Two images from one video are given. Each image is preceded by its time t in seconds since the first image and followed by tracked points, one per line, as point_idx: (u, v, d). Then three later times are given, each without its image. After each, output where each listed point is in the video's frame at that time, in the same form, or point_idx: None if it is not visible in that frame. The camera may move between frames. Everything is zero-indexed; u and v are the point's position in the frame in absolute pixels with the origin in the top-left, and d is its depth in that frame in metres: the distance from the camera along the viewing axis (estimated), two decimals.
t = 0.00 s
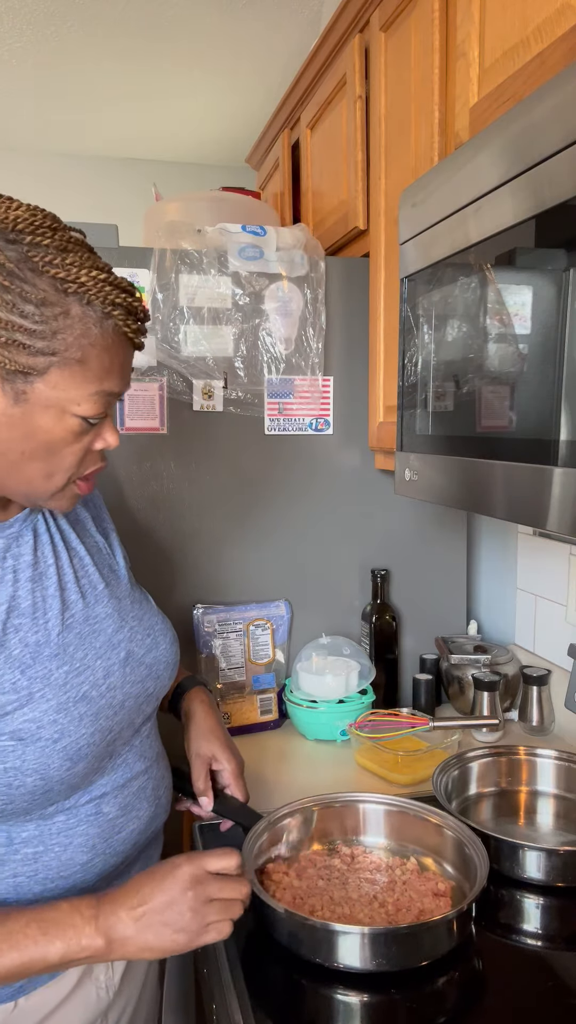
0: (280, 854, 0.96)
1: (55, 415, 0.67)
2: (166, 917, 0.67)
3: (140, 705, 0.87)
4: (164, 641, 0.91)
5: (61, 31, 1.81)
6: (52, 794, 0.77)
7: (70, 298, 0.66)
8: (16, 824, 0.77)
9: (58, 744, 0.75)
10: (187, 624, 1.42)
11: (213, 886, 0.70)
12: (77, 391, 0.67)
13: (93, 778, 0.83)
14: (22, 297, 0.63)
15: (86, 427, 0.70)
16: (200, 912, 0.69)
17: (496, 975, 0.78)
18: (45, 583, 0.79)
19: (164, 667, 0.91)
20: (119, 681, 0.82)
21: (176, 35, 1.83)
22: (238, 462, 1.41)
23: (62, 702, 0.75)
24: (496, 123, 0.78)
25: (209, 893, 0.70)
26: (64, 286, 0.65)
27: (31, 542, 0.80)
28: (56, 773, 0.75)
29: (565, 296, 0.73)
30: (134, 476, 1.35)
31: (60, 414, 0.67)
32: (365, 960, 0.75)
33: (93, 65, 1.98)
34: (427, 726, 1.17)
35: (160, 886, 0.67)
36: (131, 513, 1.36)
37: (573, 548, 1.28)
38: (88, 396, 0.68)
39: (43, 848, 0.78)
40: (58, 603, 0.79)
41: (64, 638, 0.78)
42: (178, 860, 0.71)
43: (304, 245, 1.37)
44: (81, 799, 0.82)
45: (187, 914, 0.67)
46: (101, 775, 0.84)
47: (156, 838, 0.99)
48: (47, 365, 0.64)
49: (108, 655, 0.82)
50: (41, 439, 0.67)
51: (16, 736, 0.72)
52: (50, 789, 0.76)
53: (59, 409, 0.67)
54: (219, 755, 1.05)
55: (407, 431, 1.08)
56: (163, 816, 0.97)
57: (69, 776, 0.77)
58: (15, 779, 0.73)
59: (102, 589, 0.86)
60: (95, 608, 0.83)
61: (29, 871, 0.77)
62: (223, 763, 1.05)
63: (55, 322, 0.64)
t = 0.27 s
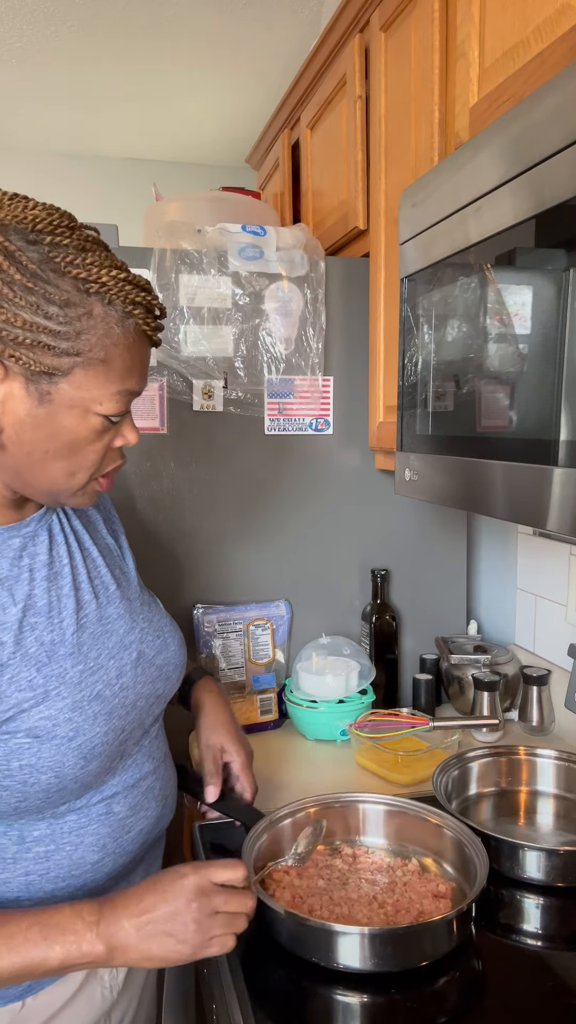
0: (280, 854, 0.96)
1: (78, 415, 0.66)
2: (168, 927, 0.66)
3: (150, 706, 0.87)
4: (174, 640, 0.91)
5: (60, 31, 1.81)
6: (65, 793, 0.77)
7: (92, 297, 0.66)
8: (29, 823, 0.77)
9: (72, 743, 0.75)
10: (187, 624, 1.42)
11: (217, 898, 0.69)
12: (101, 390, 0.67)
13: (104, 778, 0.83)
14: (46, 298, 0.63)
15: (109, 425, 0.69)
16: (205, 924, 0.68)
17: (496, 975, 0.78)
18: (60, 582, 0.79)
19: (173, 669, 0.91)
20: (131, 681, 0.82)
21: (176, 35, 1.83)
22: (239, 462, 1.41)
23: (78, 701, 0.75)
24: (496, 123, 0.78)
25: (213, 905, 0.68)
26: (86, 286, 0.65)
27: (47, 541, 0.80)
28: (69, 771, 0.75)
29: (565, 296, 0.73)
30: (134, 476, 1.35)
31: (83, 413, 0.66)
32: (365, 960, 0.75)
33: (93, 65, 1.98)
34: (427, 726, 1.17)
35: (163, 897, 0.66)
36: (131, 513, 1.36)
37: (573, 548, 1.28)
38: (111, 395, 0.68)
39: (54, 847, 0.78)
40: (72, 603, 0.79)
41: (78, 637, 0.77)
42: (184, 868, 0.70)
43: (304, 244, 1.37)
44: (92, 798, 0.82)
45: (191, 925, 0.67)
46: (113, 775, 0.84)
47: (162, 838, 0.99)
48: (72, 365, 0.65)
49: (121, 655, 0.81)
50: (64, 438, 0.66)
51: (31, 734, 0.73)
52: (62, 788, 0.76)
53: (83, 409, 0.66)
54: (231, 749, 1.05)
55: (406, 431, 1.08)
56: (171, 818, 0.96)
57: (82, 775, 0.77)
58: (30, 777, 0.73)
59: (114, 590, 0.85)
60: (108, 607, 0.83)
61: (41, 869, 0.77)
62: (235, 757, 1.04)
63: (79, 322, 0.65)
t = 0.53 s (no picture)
0: (280, 855, 0.96)
1: (91, 420, 0.66)
2: (174, 936, 0.62)
3: (159, 710, 0.85)
4: (183, 647, 0.88)
5: (60, 31, 1.81)
6: (72, 796, 0.76)
7: (107, 304, 0.65)
8: (35, 824, 0.76)
9: (79, 747, 0.74)
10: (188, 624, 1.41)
11: (224, 909, 0.65)
12: (114, 397, 0.67)
13: (111, 781, 0.81)
14: (60, 305, 0.63)
15: (121, 431, 0.69)
16: (210, 935, 0.64)
17: (495, 975, 0.78)
18: (70, 584, 0.77)
19: (180, 675, 0.87)
20: (139, 685, 0.80)
21: (176, 34, 1.83)
22: (240, 463, 1.41)
23: (86, 705, 0.74)
24: (495, 123, 0.78)
25: (219, 916, 0.65)
26: (101, 293, 0.65)
27: (57, 542, 0.78)
28: (76, 774, 0.74)
29: (564, 297, 0.73)
30: (135, 476, 1.35)
31: (96, 419, 0.66)
32: (364, 960, 0.75)
33: (93, 64, 1.98)
34: (427, 727, 1.17)
35: (169, 904, 0.63)
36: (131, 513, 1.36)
37: (572, 548, 1.28)
38: (124, 402, 0.67)
39: (61, 848, 0.78)
40: (81, 605, 0.77)
41: (87, 640, 0.76)
42: (192, 876, 0.66)
43: (304, 245, 1.37)
44: (99, 800, 0.81)
45: (197, 936, 0.63)
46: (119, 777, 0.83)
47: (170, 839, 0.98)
48: (86, 373, 0.65)
49: (129, 659, 0.79)
50: (77, 443, 0.67)
51: (38, 738, 0.71)
52: (69, 791, 0.75)
53: (95, 415, 0.66)
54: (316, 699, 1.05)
55: (406, 431, 1.08)
56: (175, 820, 0.96)
57: (89, 779, 0.76)
58: (36, 780, 0.72)
59: (125, 592, 0.83)
60: (117, 609, 0.81)
61: (48, 869, 0.77)
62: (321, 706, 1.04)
63: (93, 330, 0.64)
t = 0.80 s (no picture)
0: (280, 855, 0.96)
1: (97, 424, 0.66)
2: (174, 945, 0.62)
3: (162, 716, 0.84)
4: (188, 654, 0.87)
5: (60, 31, 1.81)
6: (71, 800, 0.75)
7: (113, 306, 0.65)
8: (35, 828, 0.76)
9: (77, 753, 0.73)
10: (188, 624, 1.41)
11: (224, 918, 0.65)
12: (119, 399, 0.66)
13: (112, 787, 0.81)
14: (65, 307, 0.63)
15: (127, 434, 0.69)
16: (211, 945, 0.64)
17: (495, 975, 0.78)
18: (74, 589, 0.77)
19: (186, 682, 0.87)
20: (141, 692, 0.79)
21: (177, 34, 1.83)
22: (240, 463, 1.41)
23: (85, 711, 0.73)
24: (495, 123, 0.78)
25: (219, 925, 0.65)
26: (107, 295, 0.65)
27: (64, 546, 0.78)
28: (74, 780, 0.74)
29: (564, 297, 0.73)
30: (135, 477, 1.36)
31: (102, 422, 0.66)
32: (364, 960, 0.75)
33: (93, 64, 1.98)
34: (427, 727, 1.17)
35: (170, 912, 0.63)
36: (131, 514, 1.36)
37: (572, 548, 1.28)
38: (129, 404, 0.67)
39: (60, 851, 0.77)
40: (85, 610, 0.76)
41: (89, 646, 0.75)
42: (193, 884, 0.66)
43: (304, 245, 1.37)
44: (99, 805, 0.80)
45: (198, 944, 0.63)
46: (121, 783, 0.82)
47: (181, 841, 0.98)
48: (91, 374, 0.64)
49: (132, 665, 0.79)
50: (83, 447, 0.67)
51: (36, 743, 0.71)
52: (68, 795, 0.74)
53: (101, 418, 0.66)
54: (397, 667, 1.05)
55: (406, 431, 1.08)
56: (180, 822, 0.95)
57: (87, 784, 0.75)
58: (34, 784, 0.71)
59: (132, 597, 0.83)
60: (122, 615, 0.80)
61: (47, 872, 0.77)
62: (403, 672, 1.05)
63: (98, 331, 0.64)
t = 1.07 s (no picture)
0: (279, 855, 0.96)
1: (101, 429, 0.66)
2: (174, 955, 0.62)
3: (166, 722, 0.84)
4: (193, 660, 0.87)
5: (60, 31, 1.81)
6: (71, 804, 0.75)
7: (118, 310, 0.65)
8: (35, 830, 0.76)
9: (76, 758, 0.73)
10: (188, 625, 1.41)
11: (225, 931, 0.65)
12: (123, 404, 0.66)
13: (113, 791, 0.81)
14: (70, 311, 0.63)
15: (132, 436, 0.68)
16: (210, 957, 0.64)
17: (494, 976, 0.78)
18: (78, 593, 0.77)
19: (191, 687, 0.87)
20: (144, 698, 0.79)
21: (176, 34, 1.83)
22: (240, 463, 1.41)
23: (85, 716, 0.73)
24: (495, 123, 0.78)
25: (220, 938, 0.65)
26: (113, 298, 0.64)
27: (69, 549, 0.78)
28: (73, 784, 0.73)
29: (564, 297, 0.73)
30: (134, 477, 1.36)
31: (106, 426, 0.66)
32: (363, 960, 0.75)
33: (93, 64, 1.98)
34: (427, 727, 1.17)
35: (170, 922, 0.63)
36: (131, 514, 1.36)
37: (572, 548, 1.28)
38: (134, 408, 0.67)
39: (60, 854, 0.77)
40: (88, 614, 0.76)
41: (91, 650, 0.75)
42: (195, 895, 0.66)
43: (304, 245, 1.37)
44: (100, 809, 0.80)
45: (197, 956, 0.63)
46: (123, 787, 0.82)
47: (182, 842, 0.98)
48: (96, 379, 0.64)
49: (134, 671, 0.79)
50: (87, 451, 0.67)
51: (35, 747, 0.71)
52: (67, 799, 0.74)
53: (105, 423, 0.66)
54: (423, 675, 1.05)
55: (406, 431, 1.08)
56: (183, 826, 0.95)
57: (87, 789, 0.75)
58: (33, 787, 0.71)
59: (137, 601, 0.83)
60: (126, 619, 0.80)
61: (47, 874, 0.77)
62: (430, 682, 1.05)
63: (103, 335, 0.64)
